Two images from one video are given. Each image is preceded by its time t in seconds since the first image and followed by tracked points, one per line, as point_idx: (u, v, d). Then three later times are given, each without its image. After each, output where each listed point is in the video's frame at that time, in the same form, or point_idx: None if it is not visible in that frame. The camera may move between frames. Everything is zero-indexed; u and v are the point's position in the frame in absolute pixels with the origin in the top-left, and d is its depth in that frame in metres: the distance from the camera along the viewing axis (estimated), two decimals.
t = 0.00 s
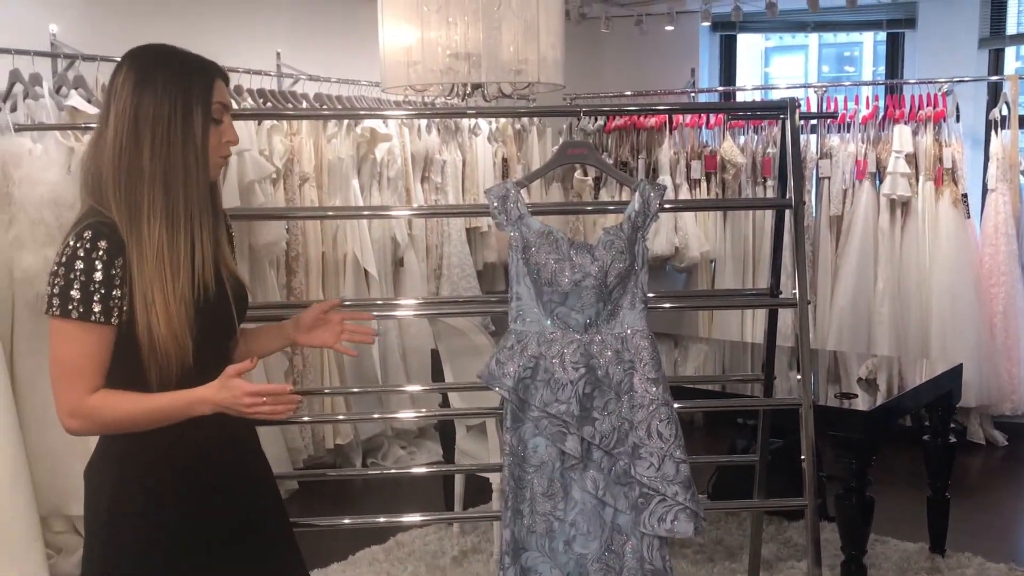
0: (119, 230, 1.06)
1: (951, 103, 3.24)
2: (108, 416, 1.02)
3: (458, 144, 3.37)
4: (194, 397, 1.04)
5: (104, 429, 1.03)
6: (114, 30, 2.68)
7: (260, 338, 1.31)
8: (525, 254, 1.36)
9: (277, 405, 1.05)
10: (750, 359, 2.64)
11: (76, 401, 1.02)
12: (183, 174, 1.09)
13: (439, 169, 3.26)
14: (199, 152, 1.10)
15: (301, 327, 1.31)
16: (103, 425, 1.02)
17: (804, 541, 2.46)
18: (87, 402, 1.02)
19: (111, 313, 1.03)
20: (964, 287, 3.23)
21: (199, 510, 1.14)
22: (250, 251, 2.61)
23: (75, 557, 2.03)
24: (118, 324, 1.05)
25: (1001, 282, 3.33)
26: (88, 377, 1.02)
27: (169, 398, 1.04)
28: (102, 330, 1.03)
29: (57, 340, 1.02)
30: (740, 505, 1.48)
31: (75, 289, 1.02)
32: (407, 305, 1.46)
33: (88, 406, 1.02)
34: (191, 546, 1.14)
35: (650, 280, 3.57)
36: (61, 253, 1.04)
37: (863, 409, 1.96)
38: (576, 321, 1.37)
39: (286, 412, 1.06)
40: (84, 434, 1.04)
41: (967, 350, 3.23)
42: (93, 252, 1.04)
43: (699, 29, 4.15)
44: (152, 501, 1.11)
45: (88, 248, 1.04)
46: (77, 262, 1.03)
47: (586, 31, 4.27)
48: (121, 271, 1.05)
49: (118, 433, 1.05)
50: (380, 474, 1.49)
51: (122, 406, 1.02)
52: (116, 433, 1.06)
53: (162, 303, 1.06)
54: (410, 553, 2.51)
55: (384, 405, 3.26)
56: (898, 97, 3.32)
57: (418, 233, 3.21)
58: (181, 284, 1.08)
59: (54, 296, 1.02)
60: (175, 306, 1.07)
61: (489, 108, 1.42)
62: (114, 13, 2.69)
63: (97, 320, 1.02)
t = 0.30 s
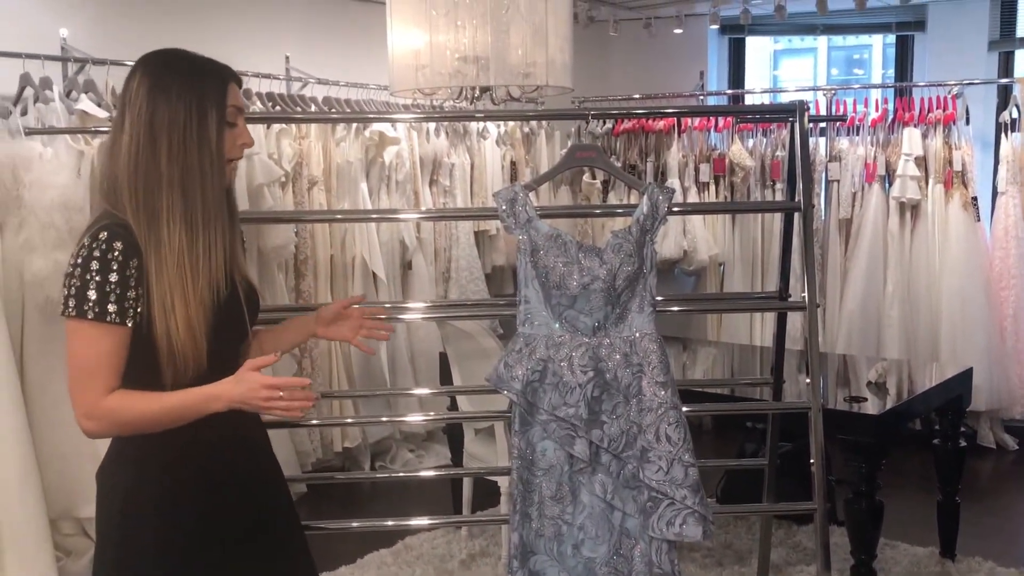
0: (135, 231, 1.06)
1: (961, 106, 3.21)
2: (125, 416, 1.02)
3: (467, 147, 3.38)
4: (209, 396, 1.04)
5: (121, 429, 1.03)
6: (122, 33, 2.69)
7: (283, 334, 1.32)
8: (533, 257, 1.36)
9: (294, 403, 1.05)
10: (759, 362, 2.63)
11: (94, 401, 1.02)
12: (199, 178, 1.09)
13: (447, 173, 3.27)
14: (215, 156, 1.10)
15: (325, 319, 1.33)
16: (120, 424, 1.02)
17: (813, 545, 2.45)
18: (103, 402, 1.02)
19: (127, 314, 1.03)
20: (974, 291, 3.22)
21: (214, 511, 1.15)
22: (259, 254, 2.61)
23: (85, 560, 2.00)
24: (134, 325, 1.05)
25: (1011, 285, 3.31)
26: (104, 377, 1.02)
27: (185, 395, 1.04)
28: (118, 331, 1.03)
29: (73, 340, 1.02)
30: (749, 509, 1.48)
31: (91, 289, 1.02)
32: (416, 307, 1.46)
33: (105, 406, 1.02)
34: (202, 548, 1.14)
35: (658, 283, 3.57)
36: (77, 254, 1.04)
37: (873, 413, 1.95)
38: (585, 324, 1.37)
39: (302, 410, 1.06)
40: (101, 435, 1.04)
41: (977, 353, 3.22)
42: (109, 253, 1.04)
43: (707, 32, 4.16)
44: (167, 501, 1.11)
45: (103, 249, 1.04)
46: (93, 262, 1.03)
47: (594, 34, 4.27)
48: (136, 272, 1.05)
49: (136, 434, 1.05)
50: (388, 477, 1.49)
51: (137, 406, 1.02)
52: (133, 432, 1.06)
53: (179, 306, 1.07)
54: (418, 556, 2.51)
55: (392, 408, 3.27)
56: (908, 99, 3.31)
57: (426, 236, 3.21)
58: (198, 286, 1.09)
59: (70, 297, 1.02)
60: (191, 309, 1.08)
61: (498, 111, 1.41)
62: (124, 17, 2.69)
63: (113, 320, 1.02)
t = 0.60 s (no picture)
0: (145, 231, 1.07)
1: (965, 108, 3.22)
2: (141, 410, 1.02)
3: (471, 149, 3.38)
4: (212, 363, 1.02)
5: (139, 424, 1.03)
6: (127, 35, 2.69)
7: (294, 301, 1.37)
8: (537, 259, 1.36)
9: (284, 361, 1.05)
10: (763, 364, 2.63)
11: (109, 396, 1.02)
12: (208, 178, 1.09)
13: (451, 174, 3.27)
14: (224, 156, 1.11)
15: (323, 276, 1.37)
16: (134, 418, 1.02)
17: (818, 548, 2.45)
18: (117, 399, 1.02)
19: (139, 312, 1.04)
20: (978, 292, 3.22)
21: (220, 513, 1.15)
22: (263, 256, 2.61)
23: (89, 562, 2.00)
24: (147, 322, 1.06)
25: (1016, 287, 3.31)
26: (116, 373, 1.02)
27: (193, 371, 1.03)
28: (131, 328, 1.04)
29: (87, 338, 1.03)
30: (753, 511, 1.48)
31: (103, 287, 1.03)
32: (420, 309, 1.47)
33: (120, 401, 1.02)
34: (208, 549, 1.14)
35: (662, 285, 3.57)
36: (88, 253, 1.05)
37: (877, 415, 1.95)
38: (589, 326, 1.37)
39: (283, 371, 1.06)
40: (116, 430, 1.04)
41: (981, 355, 3.21)
42: (120, 251, 1.05)
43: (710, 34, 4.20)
44: (173, 502, 1.11)
45: (114, 247, 1.05)
46: (104, 261, 1.04)
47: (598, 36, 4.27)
48: (147, 270, 1.06)
49: (150, 426, 1.05)
50: (392, 479, 1.49)
51: (148, 401, 1.02)
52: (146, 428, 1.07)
53: (191, 304, 1.08)
54: (423, 558, 2.51)
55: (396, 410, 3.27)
56: (912, 100, 3.31)
57: (431, 238, 3.22)
58: (209, 285, 1.09)
59: (82, 295, 1.03)
60: (201, 308, 1.08)
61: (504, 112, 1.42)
62: (129, 19, 2.70)
63: (126, 318, 1.03)
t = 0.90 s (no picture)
0: (148, 231, 1.07)
1: (966, 107, 3.22)
2: (143, 410, 1.02)
3: (472, 149, 3.38)
4: (218, 360, 1.03)
5: (143, 424, 1.03)
6: (128, 36, 2.69)
7: (295, 298, 1.37)
8: (537, 259, 1.36)
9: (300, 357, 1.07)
10: (764, 364, 2.62)
11: (114, 397, 1.02)
12: (209, 179, 1.09)
13: (452, 175, 3.27)
14: (225, 156, 1.11)
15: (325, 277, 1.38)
16: (138, 418, 1.02)
17: (820, 548, 2.45)
18: (120, 399, 1.02)
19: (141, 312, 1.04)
20: (980, 292, 3.21)
21: (224, 512, 1.15)
22: (264, 256, 2.61)
23: (91, 563, 2.00)
24: (150, 324, 1.06)
25: (1018, 287, 3.29)
26: (119, 374, 1.03)
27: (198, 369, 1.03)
28: (134, 329, 1.04)
29: (91, 340, 1.04)
30: (755, 511, 1.48)
31: (106, 288, 1.03)
32: (421, 310, 1.46)
33: (123, 402, 1.02)
34: (212, 548, 1.14)
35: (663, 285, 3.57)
36: (91, 255, 1.06)
37: (879, 415, 1.95)
38: (590, 326, 1.37)
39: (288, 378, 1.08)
40: (120, 431, 1.04)
41: (982, 355, 3.20)
42: (122, 253, 1.05)
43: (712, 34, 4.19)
44: (177, 502, 1.12)
45: (117, 249, 1.05)
46: (107, 262, 1.05)
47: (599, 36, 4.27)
48: (150, 271, 1.06)
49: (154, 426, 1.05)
50: (394, 480, 1.48)
51: (150, 401, 1.02)
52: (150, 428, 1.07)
53: (195, 304, 1.07)
54: (424, 558, 2.51)
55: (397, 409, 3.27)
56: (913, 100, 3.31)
57: (432, 239, 3.21)
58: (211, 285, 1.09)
59: (86, 297, 1.03)
60: (205, 309, 1.08)
61: (504, 112, 1.41)
62: (130, 20, 2.70)
63: (128, 319, 1.03)
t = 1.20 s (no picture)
0: (147, 231, 1.07)
1: (966, 106, 3.22)
2: (140, 410, 1.02)
3: (472, 148, 3.38)
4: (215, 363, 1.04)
5: (139, 424, 1.03)
6: (128, 36, 2.70)
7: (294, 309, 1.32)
8: (537, 258, 1.36)
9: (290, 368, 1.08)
10: (764, 364, 2.62)
11: (112, 397, 1.02)
12: (208, 179, 1.09)
13: (452, 174, 3.27)
14: (224, 156, 1.11)
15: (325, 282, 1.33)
16: (136, 418, 1.02)
17: (819, 547, 2.45)
18: (118, 400, 1.02)
19: (140, 312, 1.04)
20: (979, 291, 3.21)
21: (225, 512, 1.15)
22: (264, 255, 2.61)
23: (92, 562, 2.00)
24: (149, 324, 1.06)
25: (1018, 286, 3.29)
26: (118, 375, 1.03)
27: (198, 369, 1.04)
28: (132, 329, 1.04)
29: (90, 340, 1.04)
30: (754, 509, 1.48)
31: (105, 288, 1.03)
32: (421, 309, 1.46)
33: (121, 402, 1.02)
34: (213, 547, 1.14)
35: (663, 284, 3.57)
36: (91, 255, 1.06)
37: (879, 414, 1.95)
38: (590, 325, 1.37)
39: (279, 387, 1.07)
40: (118, 432, 1.04)
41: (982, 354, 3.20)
42: (121, 253, 1.05)
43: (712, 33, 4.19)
44: (178, 502, 1.11)
45: (116, 249, 1.05)
46: (106, 262, 1.05)
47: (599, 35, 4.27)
48: (149, 271, 1.06)
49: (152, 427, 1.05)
50: (394, 479, 1.48)
51: (148, 401, 1.02)
52: (149, 428, 1.07)
53: (193, 305, 1.08)
54: (424, 557, 2.51)
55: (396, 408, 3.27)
56: (913, 99, 3.30)
57: (432, 238, 3.21)
58: (209, 285, 1.09)
59: (85, 297, 1.03)
60: (203, 309, 1.08)
61: (504, 111, 1.41)
62: (130, 20, 2.70)
63: (127, 319, 1.04)
